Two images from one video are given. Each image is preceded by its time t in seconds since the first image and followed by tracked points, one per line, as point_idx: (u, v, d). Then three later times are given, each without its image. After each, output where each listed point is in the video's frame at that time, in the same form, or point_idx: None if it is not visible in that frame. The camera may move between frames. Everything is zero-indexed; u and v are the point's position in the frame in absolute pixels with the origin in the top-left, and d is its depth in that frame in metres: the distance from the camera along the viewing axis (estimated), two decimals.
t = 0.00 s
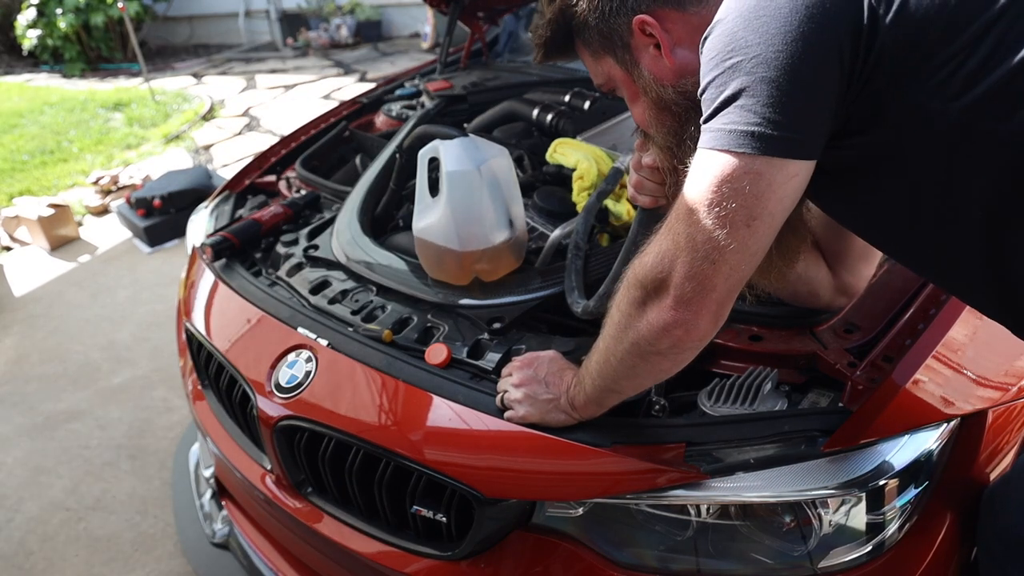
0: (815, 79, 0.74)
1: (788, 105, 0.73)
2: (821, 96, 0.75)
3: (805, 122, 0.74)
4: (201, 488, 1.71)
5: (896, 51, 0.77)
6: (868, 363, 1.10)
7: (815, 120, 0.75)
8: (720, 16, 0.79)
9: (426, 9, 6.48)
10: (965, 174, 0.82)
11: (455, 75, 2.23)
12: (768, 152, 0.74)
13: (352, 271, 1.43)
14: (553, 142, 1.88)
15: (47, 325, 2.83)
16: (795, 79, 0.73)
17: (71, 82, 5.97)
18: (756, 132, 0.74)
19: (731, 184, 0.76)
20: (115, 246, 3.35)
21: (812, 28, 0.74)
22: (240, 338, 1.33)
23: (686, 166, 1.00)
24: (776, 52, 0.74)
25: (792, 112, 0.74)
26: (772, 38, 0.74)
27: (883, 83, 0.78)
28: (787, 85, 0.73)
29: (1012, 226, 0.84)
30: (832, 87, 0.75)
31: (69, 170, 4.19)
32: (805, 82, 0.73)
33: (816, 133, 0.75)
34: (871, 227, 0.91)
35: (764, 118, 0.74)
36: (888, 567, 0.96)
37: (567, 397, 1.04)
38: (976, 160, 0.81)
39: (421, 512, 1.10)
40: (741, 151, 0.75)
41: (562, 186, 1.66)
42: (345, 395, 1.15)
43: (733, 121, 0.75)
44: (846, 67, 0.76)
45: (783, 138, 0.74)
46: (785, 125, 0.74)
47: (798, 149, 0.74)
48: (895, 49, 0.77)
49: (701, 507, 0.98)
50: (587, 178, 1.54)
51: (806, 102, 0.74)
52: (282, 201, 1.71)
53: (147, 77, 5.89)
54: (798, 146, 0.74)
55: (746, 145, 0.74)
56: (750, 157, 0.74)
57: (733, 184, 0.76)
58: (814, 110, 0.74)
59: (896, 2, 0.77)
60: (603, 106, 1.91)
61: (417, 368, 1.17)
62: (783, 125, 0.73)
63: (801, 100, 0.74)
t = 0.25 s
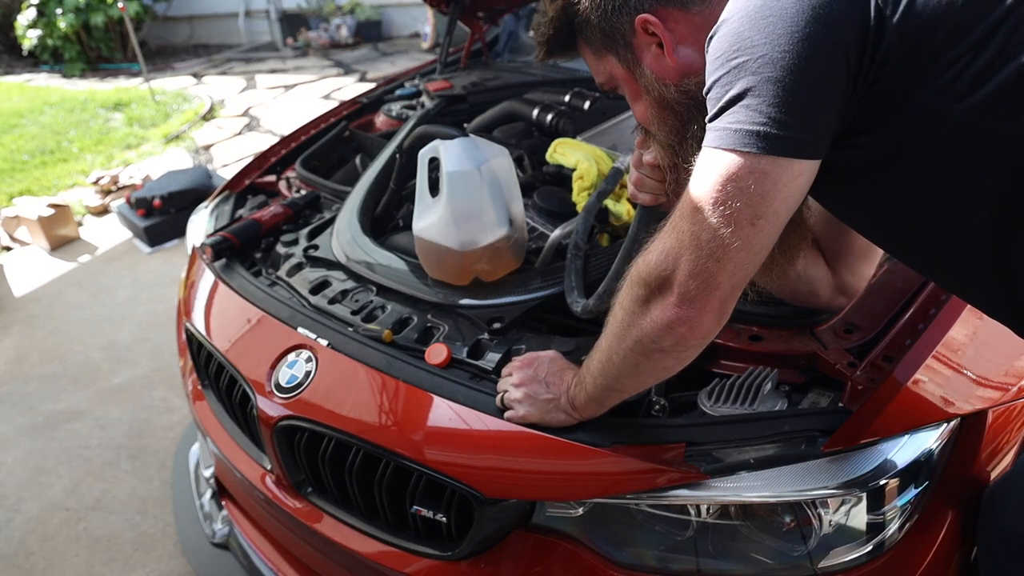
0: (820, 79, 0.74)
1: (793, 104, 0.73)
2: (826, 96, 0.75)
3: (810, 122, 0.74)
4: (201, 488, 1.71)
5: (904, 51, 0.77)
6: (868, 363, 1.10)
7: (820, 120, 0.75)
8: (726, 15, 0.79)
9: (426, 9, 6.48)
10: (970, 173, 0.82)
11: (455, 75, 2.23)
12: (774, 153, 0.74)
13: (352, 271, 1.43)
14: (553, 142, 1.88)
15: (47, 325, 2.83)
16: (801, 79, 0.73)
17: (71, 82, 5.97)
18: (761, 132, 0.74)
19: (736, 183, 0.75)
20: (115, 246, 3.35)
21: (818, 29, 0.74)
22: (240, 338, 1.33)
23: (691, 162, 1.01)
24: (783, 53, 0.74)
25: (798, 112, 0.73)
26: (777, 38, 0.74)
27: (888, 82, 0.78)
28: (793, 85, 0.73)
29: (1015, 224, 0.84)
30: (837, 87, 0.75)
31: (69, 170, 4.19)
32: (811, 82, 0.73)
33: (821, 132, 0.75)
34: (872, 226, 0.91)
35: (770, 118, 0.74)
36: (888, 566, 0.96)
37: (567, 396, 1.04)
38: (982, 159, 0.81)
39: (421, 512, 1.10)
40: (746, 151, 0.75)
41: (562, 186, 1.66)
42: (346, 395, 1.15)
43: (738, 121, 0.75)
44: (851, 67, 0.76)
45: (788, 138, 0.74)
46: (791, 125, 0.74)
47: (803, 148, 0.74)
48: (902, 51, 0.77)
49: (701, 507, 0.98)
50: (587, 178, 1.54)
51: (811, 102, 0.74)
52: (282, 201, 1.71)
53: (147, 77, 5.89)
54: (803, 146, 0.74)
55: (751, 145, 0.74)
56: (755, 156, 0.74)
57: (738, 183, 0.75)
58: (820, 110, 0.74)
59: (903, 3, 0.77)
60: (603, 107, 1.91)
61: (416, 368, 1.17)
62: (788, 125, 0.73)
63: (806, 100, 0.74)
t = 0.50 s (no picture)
0: (821, 81, 0.74)
1: (794, 107, 0.73)
2: (827, 98, 0.75)
3: (811, 125, 0.74)
4: (201, 488, 1.71)
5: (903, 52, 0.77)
6: (868, 363, 1.11)
7: (821, 123, 0.75)
8: (726, 17, 0.79)
9: (426, 9, 6.49)
10: (972, 175, 0.82)
11: (455, 75, 2.23)
12: (775, 155, 0.74)
13: (352, 271, 1.43)
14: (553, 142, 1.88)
15: (47, 325, 2.83)
16: (802, 82, 0.73)
17: (70, 82, 5.97)
18: (762, 134, 0.74)
19: (738, 185, 0.75)
20: (115, 246, 3.35)
21: (818, 31, 0.74)
22: (240, 338, 1.33)
23: (691, 164, 1.01)
24: (783, 56, 0.74)
25: (799, 115, 0.73)
26: (777, 40, 0.74)
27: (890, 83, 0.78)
28: (793, 88, 0.73)
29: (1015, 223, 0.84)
30: (838, 89, 0.75)
31: (69, 170, 4.19)
32: (812, 84, 0.73)
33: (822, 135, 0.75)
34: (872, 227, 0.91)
35: (770, 120, 0.74)
36: (889, 567, 0.96)
37: (567, 396, 1.04)
38: (983, 160, 0.81)
39: (421, 512, 1.10)
40: (747, 153, 0.75)
41: (562, 186, 1.66)
42: (346, 395, 1.15)
43: (739, 124, 0.75)
44: (853, 70, 0.76)
45: (789, 141, 0.74)
46: (791, 128, 0.73)
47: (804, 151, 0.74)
48: (904, 53, 0.77)
49: (701, 507, 0.98)
50: (587, 178, 1.54)
51: (812, 105, 0.74)
52: (282, 201, 1.71)
53: (147, 77, 5.89)
54: (803, 148, 0.74)
55: (752, 147, 0.74)
56: (756, 158, 0.74)
57: (739, 186, 0.75)
58: (820, 113, 0.74)
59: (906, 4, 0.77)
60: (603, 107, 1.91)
61: (416, 368, 1.17)
62: (789, 128, 0.73)
63: (808, 102, 0.74)
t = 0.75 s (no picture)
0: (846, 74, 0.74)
1: (816, 96, 0.73)
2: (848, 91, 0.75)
3: (828, 116, 0.74)
4: (201, 488, 1.71)
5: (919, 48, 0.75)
6: (868, 363, 1.10)
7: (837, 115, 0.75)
8: None
9: (426, 9, 6.49)
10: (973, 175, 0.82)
11: (455, 75, 2.23)
12: (791, 138, 0.74)
13: (352, 271, 1.43)
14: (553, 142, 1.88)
15: (47, 325, 2.83)
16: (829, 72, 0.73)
17: (70, 82, 5.97)
18: (781, 118, 0.74)
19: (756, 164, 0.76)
20: (115, 246, 3.35)
21: (843, 15, 0.73)
22: (240, 337, 1.33)
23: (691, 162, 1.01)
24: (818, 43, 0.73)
25: (819, 104, 0.73)
26: (800, 23, 0.74)
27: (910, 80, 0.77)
28: (820, 77, 0.73)
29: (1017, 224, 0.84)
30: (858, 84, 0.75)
31: (69, 170, 4.19)
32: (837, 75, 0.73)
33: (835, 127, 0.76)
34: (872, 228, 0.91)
35: (790, 103, 0.73)
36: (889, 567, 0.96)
37: (567, 395, 1.04)
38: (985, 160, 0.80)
39: (421, 512, 1.10)
40: (767, 133, 0.75)
41: (562, 186, 1.66)
42: (346, 395, 1.15)
43: (761, 102, 0.75)
44: (882, 59, 0.75)
45: (805, 130, 0.74)
46: (810, 116, 0.73)
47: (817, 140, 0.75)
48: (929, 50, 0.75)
49: (701, 507, 0.97)
50: (587, 178, 1.54)
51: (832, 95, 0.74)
52: (282, 201, 1.71)
53: (147, 77, 5.89)
54: (817, 138, 0.75)
55: (772, 128, 0.74)
56: (774, 141, 0.74)
57: (757, 165, 0.76)
58: (838, 104, 0.74)
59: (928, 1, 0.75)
60: (603, 107, 1.91)
61: (416, 368, 1.17)
62: (807, 116, 0.73)
63: (829, 94, 0.74)
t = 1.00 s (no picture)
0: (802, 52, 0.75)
1: (770, 75, 0.75)
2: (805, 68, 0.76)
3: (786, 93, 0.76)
4: (201, 488, 1.71)
5: (879, 40, 0.77)
6: (868, 363, 1.11)
7: (796, 92, 0.76)
8: None
9: (426, 9, 6.49)
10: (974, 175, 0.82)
11: (455, 75, 2.23)
12: (749, 118, 0.76)
13: (352, 271, 1.43)
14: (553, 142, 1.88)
15: (47, 325, 2.83)
16: (781, 51, 0.75)
17: (70, 82, 5.97)
18: (739, 100, 0.76)
19: (716, 143, 0.78)
20: (115, 246, 3.35)
21: None
22: (240, 337, 1.33)
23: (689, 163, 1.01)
24: (765, 24, 0.75)
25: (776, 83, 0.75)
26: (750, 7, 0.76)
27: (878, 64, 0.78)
28: (773, 57, 0.75)
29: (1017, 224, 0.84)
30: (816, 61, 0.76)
31: (69, 170, 4.19)
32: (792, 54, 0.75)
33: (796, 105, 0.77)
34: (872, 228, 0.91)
35: (742, 84, 0.76)
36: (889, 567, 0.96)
37: (567, 394, 1.05)
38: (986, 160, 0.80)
39: (421, 512, 1.10)
40: (724, 116, 0.77)
41: (562, 186, 1.66)
42: (346, 395, 1.15)
43: (717, 89, 0.77)
44: (830, 42, 0.77)
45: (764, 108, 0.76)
46: (766, 95, 0.75)
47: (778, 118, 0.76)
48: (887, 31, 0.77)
49: (701, 507, 0.97)
50: (587, 178, 1.54)
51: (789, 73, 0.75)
52: (282, 201, 1.71)
53: (147, 77, 5.89)
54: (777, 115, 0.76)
55: (730, 112, 0.76)
56: (733, 122, 0.77)
57: (717, 145, 0.78)
58: (796, 81, 0.76)
59: None
60: (603, 107, 1.91)
61: (416, 368, 1.17)
62: (762, 95, 0.75)
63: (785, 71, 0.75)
